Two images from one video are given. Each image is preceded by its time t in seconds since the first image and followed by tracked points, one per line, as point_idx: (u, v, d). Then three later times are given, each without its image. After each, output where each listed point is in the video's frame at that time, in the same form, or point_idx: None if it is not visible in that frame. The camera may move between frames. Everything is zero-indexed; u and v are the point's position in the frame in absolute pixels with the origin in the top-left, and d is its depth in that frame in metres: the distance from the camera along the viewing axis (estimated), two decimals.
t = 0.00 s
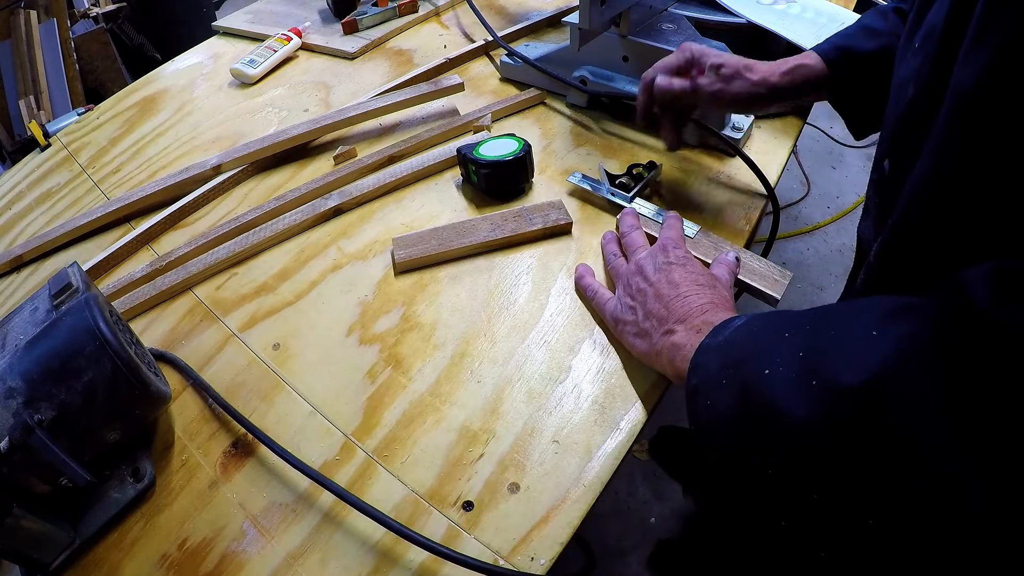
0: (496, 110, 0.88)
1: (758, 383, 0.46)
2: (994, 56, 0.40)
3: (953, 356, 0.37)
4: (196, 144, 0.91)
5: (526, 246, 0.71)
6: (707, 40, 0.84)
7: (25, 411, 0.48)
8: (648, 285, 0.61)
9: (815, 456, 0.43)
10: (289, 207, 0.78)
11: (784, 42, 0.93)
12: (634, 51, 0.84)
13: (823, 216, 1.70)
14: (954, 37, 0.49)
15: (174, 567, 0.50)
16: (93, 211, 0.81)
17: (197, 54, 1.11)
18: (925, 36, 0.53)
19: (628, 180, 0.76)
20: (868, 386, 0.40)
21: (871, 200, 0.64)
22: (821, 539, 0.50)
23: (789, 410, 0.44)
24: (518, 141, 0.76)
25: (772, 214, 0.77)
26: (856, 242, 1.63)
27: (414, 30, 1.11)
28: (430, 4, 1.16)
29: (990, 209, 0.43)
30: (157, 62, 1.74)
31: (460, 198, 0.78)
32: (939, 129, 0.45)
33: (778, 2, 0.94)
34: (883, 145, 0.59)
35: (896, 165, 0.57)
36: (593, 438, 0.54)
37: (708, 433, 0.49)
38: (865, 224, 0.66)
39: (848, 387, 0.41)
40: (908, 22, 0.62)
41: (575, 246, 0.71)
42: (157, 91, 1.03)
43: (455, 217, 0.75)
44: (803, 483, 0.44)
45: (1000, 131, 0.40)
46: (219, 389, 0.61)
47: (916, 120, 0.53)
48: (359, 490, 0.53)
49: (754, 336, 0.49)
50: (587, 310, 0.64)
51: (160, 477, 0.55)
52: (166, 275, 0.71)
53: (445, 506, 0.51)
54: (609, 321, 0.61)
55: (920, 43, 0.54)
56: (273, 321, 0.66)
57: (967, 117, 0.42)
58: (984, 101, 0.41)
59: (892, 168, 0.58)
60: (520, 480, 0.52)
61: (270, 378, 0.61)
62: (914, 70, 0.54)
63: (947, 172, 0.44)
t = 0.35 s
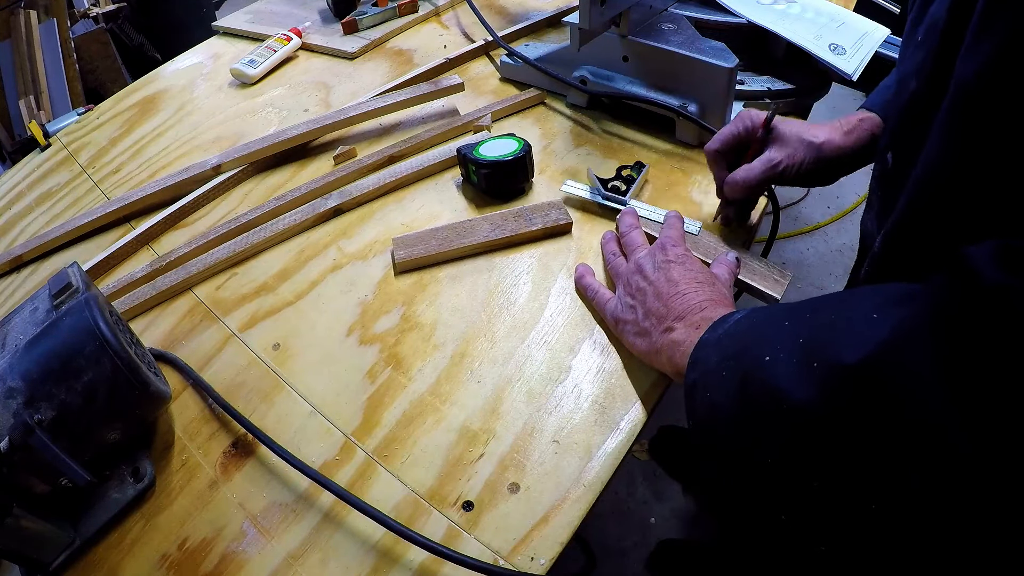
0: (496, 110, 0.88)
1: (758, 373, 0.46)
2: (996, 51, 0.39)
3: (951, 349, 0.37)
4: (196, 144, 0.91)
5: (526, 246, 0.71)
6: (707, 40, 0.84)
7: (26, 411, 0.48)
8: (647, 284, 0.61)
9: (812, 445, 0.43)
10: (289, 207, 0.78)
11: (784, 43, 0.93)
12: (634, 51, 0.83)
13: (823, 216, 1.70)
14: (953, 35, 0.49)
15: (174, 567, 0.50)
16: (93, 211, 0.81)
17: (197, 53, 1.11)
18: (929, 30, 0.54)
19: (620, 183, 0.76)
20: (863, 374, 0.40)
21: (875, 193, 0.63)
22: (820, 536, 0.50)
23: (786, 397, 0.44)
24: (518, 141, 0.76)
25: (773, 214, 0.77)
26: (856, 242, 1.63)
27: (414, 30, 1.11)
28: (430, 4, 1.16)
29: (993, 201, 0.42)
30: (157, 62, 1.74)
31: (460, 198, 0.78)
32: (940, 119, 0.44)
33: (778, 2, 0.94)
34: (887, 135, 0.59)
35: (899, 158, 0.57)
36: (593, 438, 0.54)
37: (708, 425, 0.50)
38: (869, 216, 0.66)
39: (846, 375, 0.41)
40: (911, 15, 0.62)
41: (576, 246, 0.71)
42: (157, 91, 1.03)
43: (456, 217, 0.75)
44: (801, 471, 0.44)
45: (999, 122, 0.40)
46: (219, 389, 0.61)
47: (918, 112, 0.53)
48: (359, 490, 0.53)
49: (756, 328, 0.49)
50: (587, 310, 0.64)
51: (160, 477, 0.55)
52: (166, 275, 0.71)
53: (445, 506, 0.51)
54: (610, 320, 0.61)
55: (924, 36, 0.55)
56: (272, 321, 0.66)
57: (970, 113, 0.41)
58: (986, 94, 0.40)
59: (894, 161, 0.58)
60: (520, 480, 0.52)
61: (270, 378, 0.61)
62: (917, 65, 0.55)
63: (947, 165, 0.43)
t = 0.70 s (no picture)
0: (496, 110, 0.88)
1: (750, 366, 0.46)
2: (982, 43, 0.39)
3: (944, 330, 0.37)
4: (196, 144, 0.91)
5: (526, 246, 0.71)
6: (707, 40, 0.84)
7: (25, 411, 0.48)
8: (646, 284, 0.61)
9: (803, 435, 0.43)
10: (289, 207, 0.78)
11: (784, 43, 0.92)
12: (634, 51, 0.84)
13: (823, 216, 1.70)
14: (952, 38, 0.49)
15: (174, 567, 0.50)
16: (93, 211, 0.81)
17: (197, 53, 1.11)
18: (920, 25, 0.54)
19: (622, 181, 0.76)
20: (854, 364, 0.40)
21: (865, 188, 0.63)
22: (819, 535, 0.50)
23: (777, 389, 0.44)
24: (518, 141, 0.76)
25: (772, 214, 0.77)
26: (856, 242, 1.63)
27: (414, 31, 1.11)
28: (430, 4, 1.16)
29: (987, 190, 0.41)
30: (157, 62, 1.74)
31: (460, 197, 0.78)
32: (931, 110, 0.44)
33: (778, 2, 0.94)
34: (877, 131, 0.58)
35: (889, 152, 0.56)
36: (593, 438, 0.54)
37: (701, 424, 0.50)
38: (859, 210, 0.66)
39: (836, 366, 0.41)
40: (902, 16, 0.62)
41: (575, 246, 0.71)
42: (158, 91, 1.03)
43: (455, 217, 0.75)
44: (792, 463, 0.44)
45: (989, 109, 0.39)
46: (219, 389, 0.61)
47: (906, 111, 0.53)
48: (359, 490, 0.53)
49: (745, 322, 0.50)
50: (586, 309, 0.64)
51: (160, 477, 0.55)
52: (167, 275, 0.71)
53: (445, 506, 0.51)
54: (606, 318, 0.61)
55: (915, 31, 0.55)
56: (272, 321, 0.66)
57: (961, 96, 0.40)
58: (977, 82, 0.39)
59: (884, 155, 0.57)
60: (520, 481, 0.52)
61: (270, 378, 0.61)
62: (908, 57, 0.54)
63: (936, 156, 0.43)
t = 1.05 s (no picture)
0: (496, 110, 0.88)
1: (749, 366, 0.47)
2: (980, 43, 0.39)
3: (942, 329, 0.37)
4: (196, 144, 0.91)
5: (526, 246, 0.71)
6: (707, 40, 0.84)
7: (25, 411, 0.48)
8: (645, 285, 0.61)
9: (804, 432, 0.43)
10: (289, 207, 0.78)
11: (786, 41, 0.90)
12: (635, 51, 0.84)
13: (823, 216, 1.70)
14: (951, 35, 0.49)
15: (174, 567, 0.50)
16: (93, 211, 0.81)
17: (197, 53, 1.11)
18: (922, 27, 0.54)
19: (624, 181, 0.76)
20: (853, 363, 0.40)
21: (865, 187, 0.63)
22: (819, 535, 0.50)
23: (775, 390, 0.44)
24: (518, 141, 0.76)
25: (772, 214, 0.76)
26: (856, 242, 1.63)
27: (414, 31, 1.11)
28: (430, 4, 1.16)
29: (989, 187, 0.41)
30: (157, 62, 1.74)
31: (460, 197, 0.78)
32: (931, 108, 0.44)
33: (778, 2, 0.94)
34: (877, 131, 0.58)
35: (891, 152, 0.56)
36: (593, 439, 0.54)
37: (702, 422, 0.50)
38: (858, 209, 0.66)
39: (835, 366, 0.41)
40: (902, 14, 0.62)
41: (575, 246, 0.71)
42: (158, 91, 1.03)
43: (456, 217, 0.75)
44: (794, 460, 0.44)
45: (988, 107, 0.39)
46: (219, 389, 0.61)
47: (906, 110, 0.53)
48: (359, 490, 0.53)
49: (745, 322, 0.50)
50: (586, 309, 0.64)
51: (160, 477, 0.55)
52: (167, 275, 0.71)
53: (445, 506, 0.51)
54: (606, 319, 0.61)
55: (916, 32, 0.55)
56: (273, 321, 0.66)
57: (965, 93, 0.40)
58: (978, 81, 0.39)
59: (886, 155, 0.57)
60: (520, 481, 0.52)
61: (270, 378, 0.61)
62: (908, 56, 0.54)
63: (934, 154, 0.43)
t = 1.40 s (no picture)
0: (496, 110, 0.88)
1: (744, 365, 0.47)
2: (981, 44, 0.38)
3: (941, 329, 0.36)
4: (196, 144, 0.91)
5: (526, 246, 0.71)
6: (707, 40, 0.83)
7: (26, 411, 0.48)
8: (645, 284, 0.61)
9: (801, 429, 0.43)
10: (289, 207, 0.78)
11: (784, 43, 0.92)
12: (634, 51, 0.83)
13: (823, 216, 1.70)
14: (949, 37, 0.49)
15: (174, 567, 0.50)
16: (93, 211, 0.81)
17: (197, 53, 1.11)
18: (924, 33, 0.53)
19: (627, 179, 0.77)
20: (849, 362, 0.40)
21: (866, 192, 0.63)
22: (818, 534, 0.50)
23: (770, 389, 0.44)
24: (518, 141, 0.76)
25: (773, 214, 0.76)
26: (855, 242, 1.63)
27: (414, 30, 1.11)
28: (430, 4, 1.16)
29: (987, 180, 0.40)
30: (157, 62, 1.74)
31: (460, 198, 0.78)
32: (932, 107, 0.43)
33: (778, 2, 0.93)
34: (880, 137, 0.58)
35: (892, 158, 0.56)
36: (593, 439, 0.54)
37: (698, 421, 0.50)
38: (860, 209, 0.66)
39: (831, 365, 0.40)
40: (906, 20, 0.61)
41: (575, 246, 0.71)
42: (158, 92, 1.03)
43: (456, 217, 0.75)
44: (790, 456, 0.45)
45: (988, 105, 0.38)
46: (219, 389, 0.61)
47: (909, 117, 0.53)
48: (359, 490, 0.53)
49: (742, 321, 0.49)
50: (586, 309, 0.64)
51: (160, 477, 0.55)
52: (167, 275, 0.71)
53: (445, 506, 0.51)
54: (606, 319, 0.61)
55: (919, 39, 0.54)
56: (273, 321, 0.66)
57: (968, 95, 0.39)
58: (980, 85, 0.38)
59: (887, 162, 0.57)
60: (520, 481, 0.52)
61: (270, 378, 0.61)
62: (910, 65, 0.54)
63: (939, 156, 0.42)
